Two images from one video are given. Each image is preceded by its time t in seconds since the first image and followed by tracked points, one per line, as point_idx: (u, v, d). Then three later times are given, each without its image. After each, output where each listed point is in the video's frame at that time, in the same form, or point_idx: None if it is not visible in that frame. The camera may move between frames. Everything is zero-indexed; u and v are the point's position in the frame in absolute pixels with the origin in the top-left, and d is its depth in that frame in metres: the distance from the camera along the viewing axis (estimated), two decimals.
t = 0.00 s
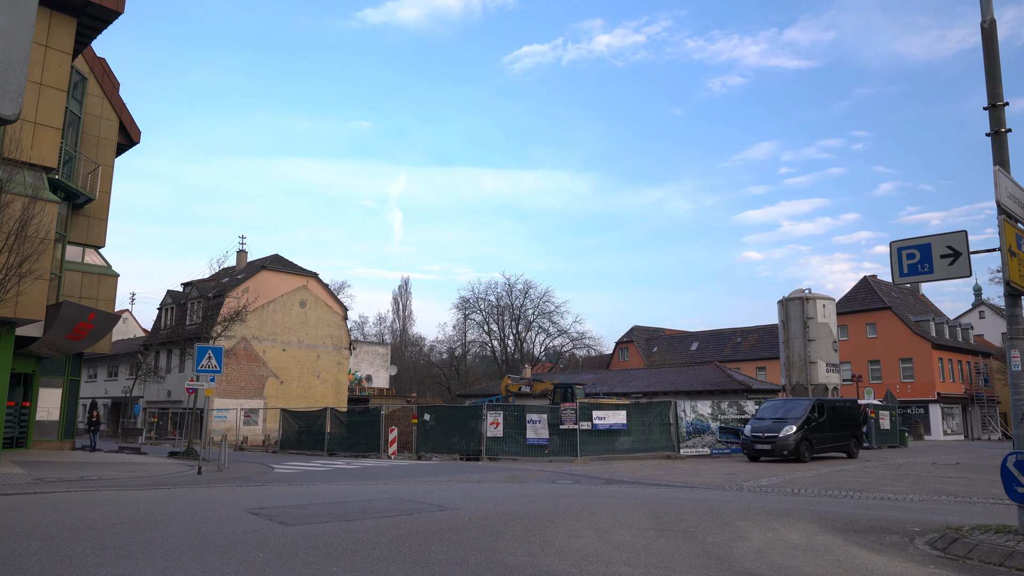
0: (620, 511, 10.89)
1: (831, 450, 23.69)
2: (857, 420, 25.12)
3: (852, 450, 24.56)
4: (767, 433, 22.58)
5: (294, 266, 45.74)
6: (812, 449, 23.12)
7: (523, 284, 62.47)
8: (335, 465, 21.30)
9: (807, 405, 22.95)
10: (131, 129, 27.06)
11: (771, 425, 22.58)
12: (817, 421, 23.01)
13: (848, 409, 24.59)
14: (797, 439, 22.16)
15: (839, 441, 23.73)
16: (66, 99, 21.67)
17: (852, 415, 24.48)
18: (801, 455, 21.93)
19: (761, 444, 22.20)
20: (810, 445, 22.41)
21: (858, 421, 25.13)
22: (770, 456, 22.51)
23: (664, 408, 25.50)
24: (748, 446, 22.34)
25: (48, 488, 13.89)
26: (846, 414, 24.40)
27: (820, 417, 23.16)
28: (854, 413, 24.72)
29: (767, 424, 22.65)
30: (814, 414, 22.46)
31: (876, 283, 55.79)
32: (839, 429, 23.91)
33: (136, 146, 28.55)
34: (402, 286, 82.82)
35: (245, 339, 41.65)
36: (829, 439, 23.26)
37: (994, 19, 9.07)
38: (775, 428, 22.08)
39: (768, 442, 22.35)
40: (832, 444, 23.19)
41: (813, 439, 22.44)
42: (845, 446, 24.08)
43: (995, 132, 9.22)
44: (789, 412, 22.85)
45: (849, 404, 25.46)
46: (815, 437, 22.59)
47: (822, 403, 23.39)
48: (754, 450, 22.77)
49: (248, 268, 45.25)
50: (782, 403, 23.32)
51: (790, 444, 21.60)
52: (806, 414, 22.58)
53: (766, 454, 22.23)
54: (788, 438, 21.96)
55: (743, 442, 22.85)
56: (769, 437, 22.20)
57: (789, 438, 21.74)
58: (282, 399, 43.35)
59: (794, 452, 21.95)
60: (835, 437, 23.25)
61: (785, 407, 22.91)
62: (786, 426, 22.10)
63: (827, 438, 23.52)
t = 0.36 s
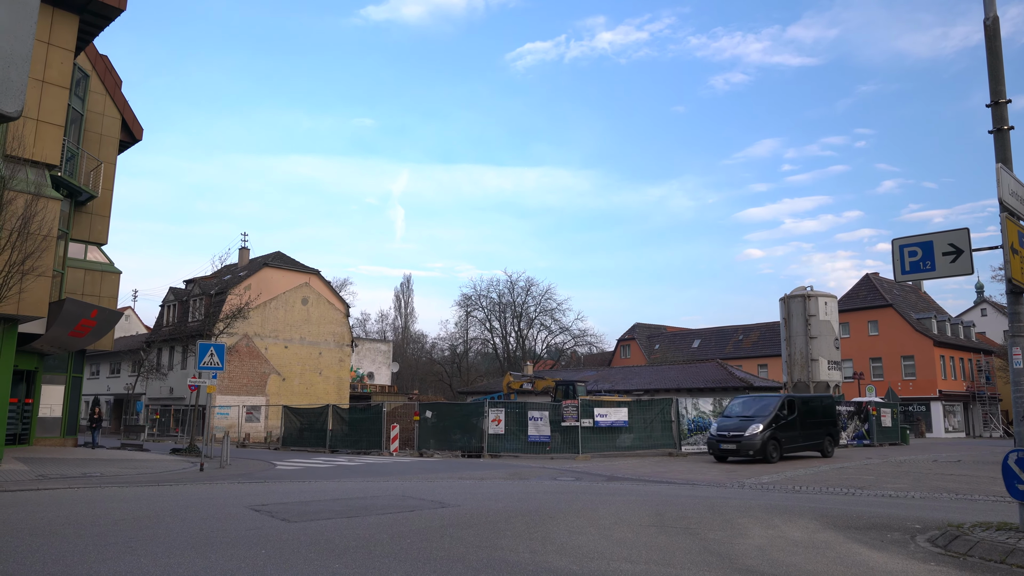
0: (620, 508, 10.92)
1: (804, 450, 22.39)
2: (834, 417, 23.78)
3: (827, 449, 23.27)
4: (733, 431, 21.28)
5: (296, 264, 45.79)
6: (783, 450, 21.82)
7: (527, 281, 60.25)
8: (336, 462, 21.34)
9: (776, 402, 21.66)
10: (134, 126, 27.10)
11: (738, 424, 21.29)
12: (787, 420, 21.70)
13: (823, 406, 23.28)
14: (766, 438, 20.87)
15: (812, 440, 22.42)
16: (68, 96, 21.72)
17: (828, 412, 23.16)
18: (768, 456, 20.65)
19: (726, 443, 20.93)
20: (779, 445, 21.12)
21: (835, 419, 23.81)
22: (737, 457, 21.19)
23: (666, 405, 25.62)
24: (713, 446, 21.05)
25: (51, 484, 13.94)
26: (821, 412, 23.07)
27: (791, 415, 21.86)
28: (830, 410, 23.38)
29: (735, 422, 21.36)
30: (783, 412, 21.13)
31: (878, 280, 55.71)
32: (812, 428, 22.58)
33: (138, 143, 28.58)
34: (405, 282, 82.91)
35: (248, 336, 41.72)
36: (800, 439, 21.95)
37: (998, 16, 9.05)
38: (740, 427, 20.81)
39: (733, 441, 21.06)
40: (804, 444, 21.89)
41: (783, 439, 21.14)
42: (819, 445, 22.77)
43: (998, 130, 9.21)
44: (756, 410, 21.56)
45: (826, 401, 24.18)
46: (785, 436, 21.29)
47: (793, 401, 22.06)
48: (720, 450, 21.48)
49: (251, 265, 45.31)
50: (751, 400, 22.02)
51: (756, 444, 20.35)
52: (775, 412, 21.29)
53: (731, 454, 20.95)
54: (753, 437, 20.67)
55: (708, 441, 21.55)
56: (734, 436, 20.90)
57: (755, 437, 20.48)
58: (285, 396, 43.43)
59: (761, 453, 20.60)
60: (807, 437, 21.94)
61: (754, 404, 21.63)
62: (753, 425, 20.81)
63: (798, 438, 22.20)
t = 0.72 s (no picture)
0: (619, 506, 10.91)
1: (768, 451, 21.14)
2: (803, 416, 22.49)
3: (795, 450, 22.05)
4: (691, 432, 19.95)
5: (295, 261, 45.78)
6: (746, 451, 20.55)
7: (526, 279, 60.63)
8: (335, 460, 21.32)
9: (737, 400, 20.38)
10: (132, 123, 27.04)
11: (696, 424, 19.98)
12: (749, 419, 20.42)
13: (790, 405, 22.03)
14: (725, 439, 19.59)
15: (777, 441, 21.14)
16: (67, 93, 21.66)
17: (794, 411, 21.90)
18: (727, 458, 19.36)
19: (683, 444, 19.61)
20: (740, 446, 19.86)
21: (804, 417, 22.56)
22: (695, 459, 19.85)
23: (665, 404, 25.67)
24: (669, 446, 19.71)
25: (49, 482, 13.92)
26: (787, 411, 21.80)
27: (753, 414, 20.58)
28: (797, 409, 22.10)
29: (693, 421, 20.04)
30: (744, 411, 19.91)
31: (876, 278, 55.74)
32: (777, 428, 21.30)
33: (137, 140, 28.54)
34: (403, 281, 82.88)
35: (246, 334, 41.71)
36: (763, 440, 20.67)
37: (997, 14, 9.04)
38: (698, 427, 19.50)
39: (690, 442, 19.74)
40: (766, 445, 20.63)
41: (743, 439, 19.89)
42: (785, 446, 21.53)
43: (997, 128, 9.19)
44: (716, 410, 20.30)
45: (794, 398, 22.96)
46: (746, 437, 20.03)
47: (756, 400, 20.77)
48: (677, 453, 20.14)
49: (249, 263, 45.26)
50: (712, 399, 20.77)
51: (714, 445, 19.05)
52: (736, 412, 20.00)
53: (689, 456, 19.66)
54: (711, 438, 19.36)
55: (665, 442, 20.19)
56: (691, 436, 19.58)
57: (713, 438, 19.17)
58: (283, 394, 43.41)
59: (720, 455, 19.30)
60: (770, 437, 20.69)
61: (714, 404, 20.32)
62: (711, 425, 19.53)
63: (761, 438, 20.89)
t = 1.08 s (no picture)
0: (620, 504, 10.91)
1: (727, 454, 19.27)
2: (767, 415, 20.59)
3: (756, 451, 20.17)
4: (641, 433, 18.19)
5: (295, 258, 45.81)
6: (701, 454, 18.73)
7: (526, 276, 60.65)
8: (335, 457, 21.34)
9: (690, 398, 18.56)
10: (132, 120, 27.02)
11: (645, 423, 18.23)
12: (702, 419, 18.57)
13: (751, 403, 20.12)
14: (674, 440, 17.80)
15: (736, 442, 19.28)
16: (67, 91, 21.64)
17: (755, 410, 20.00)
18: (676, 461, 17.54)
19: (629, 445, 17.86)
20: (692, 448, 18.05)
21: (767, 416, 20.65)
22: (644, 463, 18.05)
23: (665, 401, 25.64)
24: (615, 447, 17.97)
25: (49, 479, 13.93)
26: (748, 409, 19.90)
27: (708, 414, 18.72)
28: (759, 408, 20.18)
29: (642, 420, 18.28)
30: (696, 409, 18.14)
31: (877, 276, 55.74)
32: (737, 428, 19.41)
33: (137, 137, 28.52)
34: (403, 278, 82.87)
35: (246, 331, 41.72)
36: (721, 441, 18.83)
37: (998, 12, 9.02)
38: (645, 426, 17.77)
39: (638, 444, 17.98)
40: (723, 447, 18.77)
41: (695, 441, 18.07)
42: (745, 447, 19.66)
43: (998, 126, 9.18)
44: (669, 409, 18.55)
45: (758, 395, 21.08)
46: (699, 439, 18.21)
47: (712, 398, 18.91)
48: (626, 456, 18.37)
49: (249, 260, 45.26)
50: (664, 397, 19.03)
51: (660, 447, 17.26)
52: (687, 411, 18.18)
53: (636, 458, 17.89)
54: (659, 439, 17.57)
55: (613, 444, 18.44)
56: (638, 437, 17.83)
57: (659, 439, 17.38)
58: (283, 391, 43.43)
59: (668, 458, 17.48)
60: (727, 439, 18.81)
61: (665, 402, 18.56)
62: (659, 425, 17.76)
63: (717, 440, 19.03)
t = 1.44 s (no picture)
0: (626, 501, 10.90)
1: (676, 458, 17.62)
2: (726, 416, 18.81)
3: (711, 454, 18.42)
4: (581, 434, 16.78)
5: (302, 256, 45.94)
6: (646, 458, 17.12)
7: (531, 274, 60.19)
8: (341, 454, 21.38)
9: (635, 396, 16.98)
10: (139, 118, 27.12)
11: (587, 424, 16.83)
12: (646, 420, 16.93)
13: (705, 403, 18.36)
14: (613, 442, 16.27)
15: (686, 445, 17.59)
16: (75, 89, 21.72)
17: (710, 410, 18.24)
18: (612, 466, 16.02)
19: (566, 447, 16.47)
20: (633, 451, 16.48)
21: (725, 416, 18.85)
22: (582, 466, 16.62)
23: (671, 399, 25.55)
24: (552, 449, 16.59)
25: (57, 475, 14.00)
26: (702, 410, 18.14)
27: (653, 414, 17.08)
28: (716, 408, 18.42)
29: (582, 421, 16.86)
30: (638, 409, 16.58)
31: (884, 274, 55.54)
32: (687, 430, 17.69)
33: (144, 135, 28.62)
34: (409, 276, 83.02)
35: (253, 328, 41.82)
36: (668, 443, 17.18)
37: (1007, 7, 8.96)
38: (582, 427, 16.35)
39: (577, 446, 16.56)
40: (669, 450, 17.12)
41: (636, 443, 16.49)
42: (697, 450, 17.94)
43: (1007, 122, 9.12)
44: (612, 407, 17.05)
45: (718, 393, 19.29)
46: (642, 441, 16.62)
47: (660, 397, 17.26)
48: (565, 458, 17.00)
49: (256, 257, 45.40)
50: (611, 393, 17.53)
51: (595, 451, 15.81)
52: (629, 411, 16.60)
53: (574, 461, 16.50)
54: (596, 441, 16.09)
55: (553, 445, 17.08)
56: (574, 438, 16.43)
57: (595, 442, 15.92)
58: (289, 388, 43.55)
59: (605, 462, 15.97)
60: (674, 441, 17.13)
61: (608, 401, 17.05)
62: (597, 426, 16.30)
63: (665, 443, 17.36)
